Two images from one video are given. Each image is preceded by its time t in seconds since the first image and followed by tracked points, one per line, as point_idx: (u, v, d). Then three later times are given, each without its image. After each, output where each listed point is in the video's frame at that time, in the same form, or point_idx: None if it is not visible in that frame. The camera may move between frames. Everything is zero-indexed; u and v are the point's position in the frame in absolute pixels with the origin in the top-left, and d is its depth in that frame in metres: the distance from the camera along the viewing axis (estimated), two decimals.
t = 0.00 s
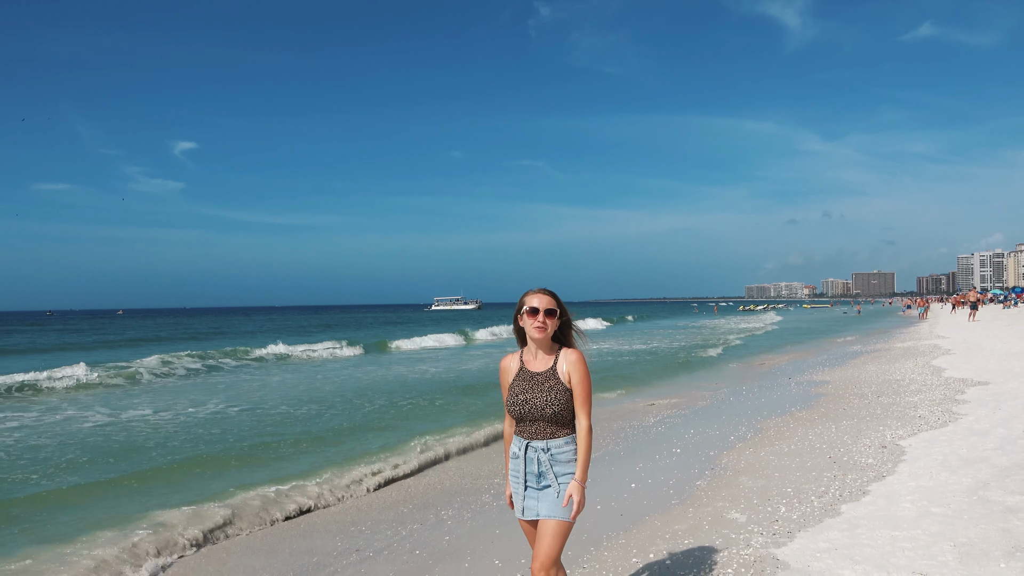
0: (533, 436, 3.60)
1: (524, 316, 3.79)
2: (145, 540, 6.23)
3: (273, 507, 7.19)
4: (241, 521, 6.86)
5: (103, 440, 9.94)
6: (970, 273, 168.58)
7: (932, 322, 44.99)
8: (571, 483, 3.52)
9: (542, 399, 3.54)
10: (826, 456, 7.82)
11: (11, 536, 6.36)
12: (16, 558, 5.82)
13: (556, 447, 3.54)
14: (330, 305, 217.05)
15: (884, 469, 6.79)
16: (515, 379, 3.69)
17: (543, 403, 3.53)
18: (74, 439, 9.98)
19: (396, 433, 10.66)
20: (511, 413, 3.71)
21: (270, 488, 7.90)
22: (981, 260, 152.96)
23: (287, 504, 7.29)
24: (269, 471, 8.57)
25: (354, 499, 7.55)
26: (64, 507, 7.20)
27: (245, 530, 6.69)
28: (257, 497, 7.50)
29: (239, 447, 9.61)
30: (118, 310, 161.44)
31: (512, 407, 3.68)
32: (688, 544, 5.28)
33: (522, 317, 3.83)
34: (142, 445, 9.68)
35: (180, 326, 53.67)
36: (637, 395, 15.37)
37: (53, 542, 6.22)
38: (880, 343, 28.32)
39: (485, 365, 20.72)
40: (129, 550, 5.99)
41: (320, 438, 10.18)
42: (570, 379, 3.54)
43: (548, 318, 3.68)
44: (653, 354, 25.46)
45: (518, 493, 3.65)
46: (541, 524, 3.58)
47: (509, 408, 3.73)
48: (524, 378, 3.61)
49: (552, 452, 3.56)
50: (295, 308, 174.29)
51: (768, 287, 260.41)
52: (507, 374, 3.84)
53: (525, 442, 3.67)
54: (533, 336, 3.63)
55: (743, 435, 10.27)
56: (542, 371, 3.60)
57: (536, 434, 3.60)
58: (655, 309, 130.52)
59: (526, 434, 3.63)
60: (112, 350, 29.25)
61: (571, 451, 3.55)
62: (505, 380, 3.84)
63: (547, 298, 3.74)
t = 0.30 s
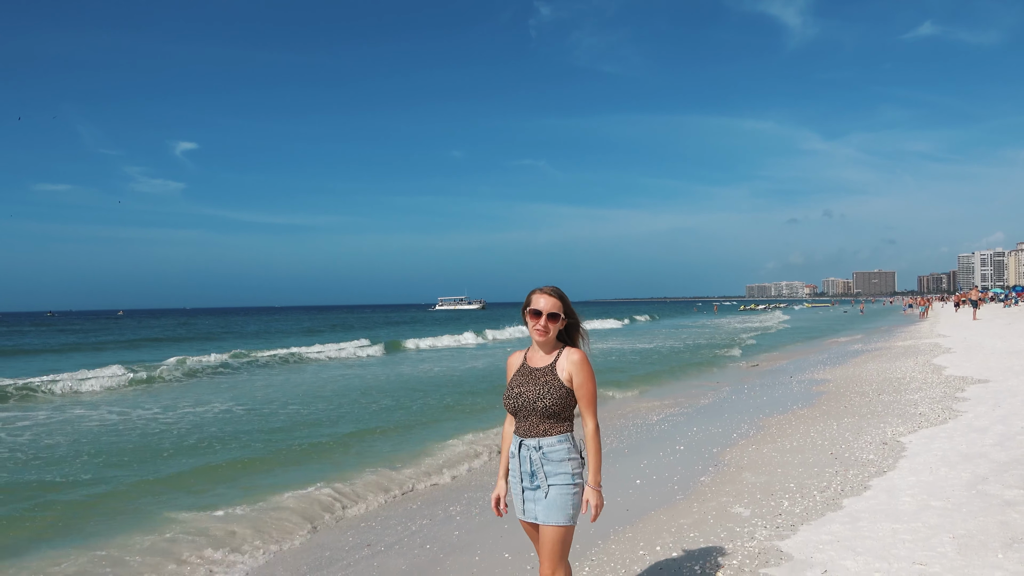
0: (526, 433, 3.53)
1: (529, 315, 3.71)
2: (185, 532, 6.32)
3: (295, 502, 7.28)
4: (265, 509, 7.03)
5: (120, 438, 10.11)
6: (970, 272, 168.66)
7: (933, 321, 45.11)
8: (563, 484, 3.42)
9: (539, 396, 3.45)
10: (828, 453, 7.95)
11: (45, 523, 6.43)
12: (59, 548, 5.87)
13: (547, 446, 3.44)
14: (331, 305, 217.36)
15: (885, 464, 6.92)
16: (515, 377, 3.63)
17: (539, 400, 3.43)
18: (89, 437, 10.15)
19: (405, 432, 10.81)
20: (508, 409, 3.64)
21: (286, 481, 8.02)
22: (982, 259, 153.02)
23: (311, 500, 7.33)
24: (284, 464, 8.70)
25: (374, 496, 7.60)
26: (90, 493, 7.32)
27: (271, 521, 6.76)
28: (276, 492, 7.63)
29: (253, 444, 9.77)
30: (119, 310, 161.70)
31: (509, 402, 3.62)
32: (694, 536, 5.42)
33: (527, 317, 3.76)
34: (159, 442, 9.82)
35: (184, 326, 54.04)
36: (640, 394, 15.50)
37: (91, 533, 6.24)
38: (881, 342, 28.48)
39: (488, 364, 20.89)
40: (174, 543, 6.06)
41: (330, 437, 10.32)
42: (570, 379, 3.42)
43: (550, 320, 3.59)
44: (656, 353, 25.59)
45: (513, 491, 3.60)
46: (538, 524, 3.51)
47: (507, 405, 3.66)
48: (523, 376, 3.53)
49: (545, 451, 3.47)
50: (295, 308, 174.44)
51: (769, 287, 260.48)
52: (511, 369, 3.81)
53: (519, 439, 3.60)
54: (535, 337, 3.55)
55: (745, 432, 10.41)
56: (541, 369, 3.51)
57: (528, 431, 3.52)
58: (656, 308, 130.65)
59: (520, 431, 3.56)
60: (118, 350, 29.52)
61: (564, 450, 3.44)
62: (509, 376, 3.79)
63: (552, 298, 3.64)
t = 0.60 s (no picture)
0: (531, 437, 3.53)
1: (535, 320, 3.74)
2: (211, 528, 6.43)
3: (312, 500, 7.38)
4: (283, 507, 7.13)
5: (134, 437, 10.22)
6: (971, 272, 168.67)
7: (933, 321, 45.23)
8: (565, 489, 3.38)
9: (543, 400, 3.47)
10: (831, 451, 8.06)
11: (72, 519, 6.55)
12: (93, 542, 5.98)
13: (552, 449, 3.43)
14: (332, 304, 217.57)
15: (888, 462, 7.03)
16: (522, 380, 3.67)
17: (543, 404, 3.45)
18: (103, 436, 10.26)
19: (412, 431, 10.92)
20: (514, 414, 3.66)
21: (301, 480, 8.13)
22: (983, 259, 153.04)
23: (328, 498, 7.43)
24: (296, 464, 8.81)
25: (389, 494, 7.70)
26: (107, 491, 7.42)
27: (292, 516, 6.86)
28: (293, 491, 7.75)
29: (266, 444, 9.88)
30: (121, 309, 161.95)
31: (515, 406, 3.64)
32: (702, 532, 5.53)
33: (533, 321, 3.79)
34: (174, 442, 9.93)
35: (187, 326, 54.27)
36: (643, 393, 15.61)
37: (122, 529, 6.35)
38: (882, 342, 28.62)
39: (492, 363, 21.00)
40: (204, 538, 6.18)
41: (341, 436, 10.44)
42: (574, 383, 3.42)
43: (555, 324, 3.61)
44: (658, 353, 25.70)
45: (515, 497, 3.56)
46: (538, 533, 3.44)
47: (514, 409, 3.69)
48: (529, 380, 3.56)
49: (549, 455, 3.45)
50: (297, 307, 174.64)
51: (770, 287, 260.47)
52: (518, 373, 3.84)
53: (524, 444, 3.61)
54: (540, 341, 3.58)
55: (748, 431, 10.52)
56: (546, 373, 3.53)
57: (533, 435, 3.53)
58: (657, 308, 130.77)
59: (526, 436, 3.57)
60: (122, 349, 29.70)
61: (569, 454, 3.42)
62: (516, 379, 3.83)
63: (557, 302, 3.66)
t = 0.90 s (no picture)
0: (549, 436, 3.55)
1: (541, 320, 3.78)
2: (233, 524, 6.52)
3: (327, 495, 7.46)
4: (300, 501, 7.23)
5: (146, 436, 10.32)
6: (972, 272, 168.60)
7: (934, 322, 45.29)
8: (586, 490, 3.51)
9: (559, 399, 3.51)
10: (835, 449, 8.18)
11: (96, 515, 6.65)
12: (109, 538, 6.10)
13: (573, 448, 3.50)
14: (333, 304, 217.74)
15: (891, 460, 7.16)
16: (532, 380, 3.68)
17: (561, 403, 3.49)
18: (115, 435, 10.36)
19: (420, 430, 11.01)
20: (527, 413, 3.67)
21: (311, 475, 8.25)
22: (984, 260, 153.02)
23: (342, 493, 7.52)
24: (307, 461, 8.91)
25: (403, 489, 7.80)
26: (121, 489, 7.52)
27: (310, 509, 6.96)
28: (307, 486, 7.84)
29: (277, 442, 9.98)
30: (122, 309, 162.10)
31: (529, 407, 3.66)
32: (710, 527, 5.66)
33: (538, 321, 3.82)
34: (186, 441, 10.03)
35: (190, 326, 54.43)
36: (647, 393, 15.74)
37: (142, 523, 6.45)
38: (884, 342, 28.67)
39: (495, 363, 21.09)
40: (226, 532, 6.27)
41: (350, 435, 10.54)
42: (588, 379, 3.49)
43: (564, 323, 3.67)
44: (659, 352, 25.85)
45: (528, 493, 3.57)
46: (547, 528, 3.52)
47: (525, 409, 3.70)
48: (541, 380, 3.59)
49: (569, 453, 3.52)
50: (298, 307, 174.79)
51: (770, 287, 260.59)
52: (524, 373, 3.83)
53: (539, 442, 3.61)
54: (551, 340, 3.62)
55: (752, 430, 10.64)
56: (559, 372, 3.57)
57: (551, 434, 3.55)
58: (657, 308, 130.79)
59: (542, 434, 3.58)
60: (127, 349, 29.82)
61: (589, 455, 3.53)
62: (523, 380, 3.82)
63: (564, 301, 3.70)
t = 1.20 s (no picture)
0: (550, 440, 3.54)
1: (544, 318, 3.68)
2: (244, 518, 6.62)
3: (339, 490, 7.55)
4: (313, 496, 7.30)
5: (156, 434, 10.40)
6: (973, 273, 168.63)
7: (935, 322, 45.48)
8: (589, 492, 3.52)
9: (559, 400, 3.49)
10: (838, 447, 8.29)
11: (113, 511, 6.73)
12: (122, 532, 6.19)
13: (575, 452, 3.50)
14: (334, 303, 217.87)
15: (893, 457, 7.26)
16: (531, 379, 3.63)
17: (562, 404, 3.47)
18: (126, 433, 10.45)
19: (426, 428, 11.10)
20: (526, 413, 3.64)
21: (320, 471, 8.34)
22: (985, 260, 153.06)
23: (352, 488, 7.60)
24: (317, 458, 8.99)
25: (413, 482, 7.88)
26: (132, 486, 7.61)
27: (324, 503, 7.03)
28: (319, 480, 7.92)
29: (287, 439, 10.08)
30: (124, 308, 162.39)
31: (527, 408, 3.62)
32: (715, 522, 5.78)
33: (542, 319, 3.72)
34: (196, 438, 10.13)
35: (191, 325, 54.44)
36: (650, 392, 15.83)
37: (154, 519, 6.54)
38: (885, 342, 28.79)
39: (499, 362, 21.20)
40: (242, 526, 6.35)
41: (358, 433, 10.64)
42: (589, 382, 3.47)
43: (570, 324, 3.58)
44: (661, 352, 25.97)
45: (531, 497, 3.57)
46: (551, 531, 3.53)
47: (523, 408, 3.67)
48: (541, 379, 3.55)
49: (570, 457, 3.51)
50: (299, 306, 174.98)
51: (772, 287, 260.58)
52: (521, 371, 3.76)
53: (540, 445, 3.60)
54: (554, 341, 3.53)
55: (754, 428, 10.74)
56: (560, 373, 3.52)
57: (551, 437, 3.53)
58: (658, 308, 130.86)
59: (542, 438, 3.56)
60: (131, 348, 29.90)
61: (590, 456, 3.53)
62: (520, 379, 3.76)
63: (569, 301, 3.61)
